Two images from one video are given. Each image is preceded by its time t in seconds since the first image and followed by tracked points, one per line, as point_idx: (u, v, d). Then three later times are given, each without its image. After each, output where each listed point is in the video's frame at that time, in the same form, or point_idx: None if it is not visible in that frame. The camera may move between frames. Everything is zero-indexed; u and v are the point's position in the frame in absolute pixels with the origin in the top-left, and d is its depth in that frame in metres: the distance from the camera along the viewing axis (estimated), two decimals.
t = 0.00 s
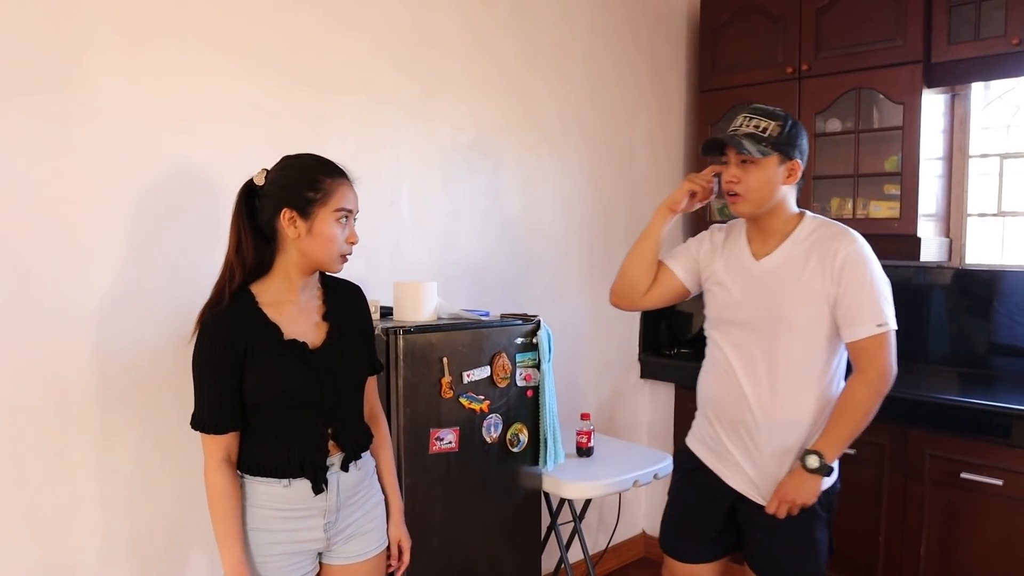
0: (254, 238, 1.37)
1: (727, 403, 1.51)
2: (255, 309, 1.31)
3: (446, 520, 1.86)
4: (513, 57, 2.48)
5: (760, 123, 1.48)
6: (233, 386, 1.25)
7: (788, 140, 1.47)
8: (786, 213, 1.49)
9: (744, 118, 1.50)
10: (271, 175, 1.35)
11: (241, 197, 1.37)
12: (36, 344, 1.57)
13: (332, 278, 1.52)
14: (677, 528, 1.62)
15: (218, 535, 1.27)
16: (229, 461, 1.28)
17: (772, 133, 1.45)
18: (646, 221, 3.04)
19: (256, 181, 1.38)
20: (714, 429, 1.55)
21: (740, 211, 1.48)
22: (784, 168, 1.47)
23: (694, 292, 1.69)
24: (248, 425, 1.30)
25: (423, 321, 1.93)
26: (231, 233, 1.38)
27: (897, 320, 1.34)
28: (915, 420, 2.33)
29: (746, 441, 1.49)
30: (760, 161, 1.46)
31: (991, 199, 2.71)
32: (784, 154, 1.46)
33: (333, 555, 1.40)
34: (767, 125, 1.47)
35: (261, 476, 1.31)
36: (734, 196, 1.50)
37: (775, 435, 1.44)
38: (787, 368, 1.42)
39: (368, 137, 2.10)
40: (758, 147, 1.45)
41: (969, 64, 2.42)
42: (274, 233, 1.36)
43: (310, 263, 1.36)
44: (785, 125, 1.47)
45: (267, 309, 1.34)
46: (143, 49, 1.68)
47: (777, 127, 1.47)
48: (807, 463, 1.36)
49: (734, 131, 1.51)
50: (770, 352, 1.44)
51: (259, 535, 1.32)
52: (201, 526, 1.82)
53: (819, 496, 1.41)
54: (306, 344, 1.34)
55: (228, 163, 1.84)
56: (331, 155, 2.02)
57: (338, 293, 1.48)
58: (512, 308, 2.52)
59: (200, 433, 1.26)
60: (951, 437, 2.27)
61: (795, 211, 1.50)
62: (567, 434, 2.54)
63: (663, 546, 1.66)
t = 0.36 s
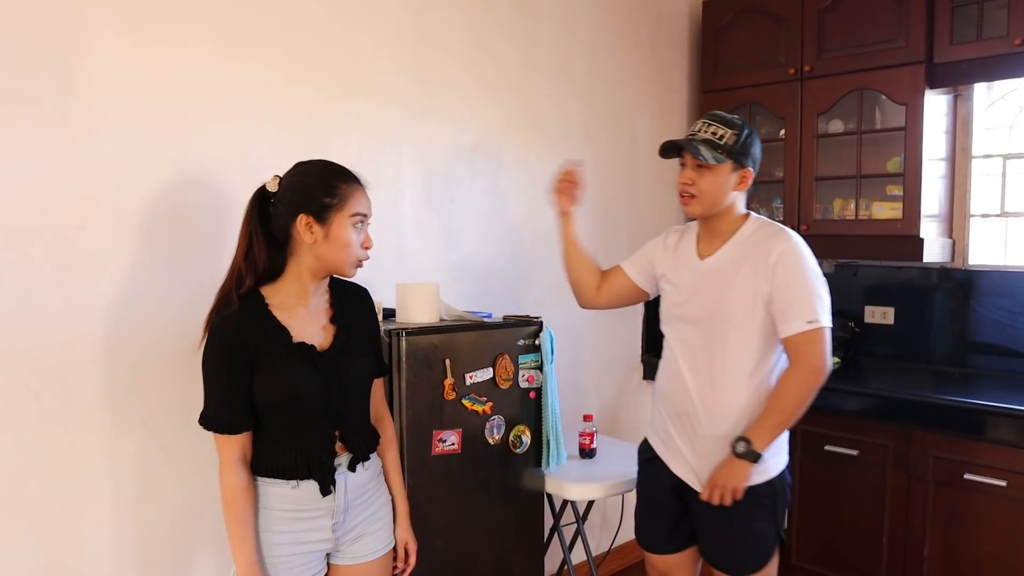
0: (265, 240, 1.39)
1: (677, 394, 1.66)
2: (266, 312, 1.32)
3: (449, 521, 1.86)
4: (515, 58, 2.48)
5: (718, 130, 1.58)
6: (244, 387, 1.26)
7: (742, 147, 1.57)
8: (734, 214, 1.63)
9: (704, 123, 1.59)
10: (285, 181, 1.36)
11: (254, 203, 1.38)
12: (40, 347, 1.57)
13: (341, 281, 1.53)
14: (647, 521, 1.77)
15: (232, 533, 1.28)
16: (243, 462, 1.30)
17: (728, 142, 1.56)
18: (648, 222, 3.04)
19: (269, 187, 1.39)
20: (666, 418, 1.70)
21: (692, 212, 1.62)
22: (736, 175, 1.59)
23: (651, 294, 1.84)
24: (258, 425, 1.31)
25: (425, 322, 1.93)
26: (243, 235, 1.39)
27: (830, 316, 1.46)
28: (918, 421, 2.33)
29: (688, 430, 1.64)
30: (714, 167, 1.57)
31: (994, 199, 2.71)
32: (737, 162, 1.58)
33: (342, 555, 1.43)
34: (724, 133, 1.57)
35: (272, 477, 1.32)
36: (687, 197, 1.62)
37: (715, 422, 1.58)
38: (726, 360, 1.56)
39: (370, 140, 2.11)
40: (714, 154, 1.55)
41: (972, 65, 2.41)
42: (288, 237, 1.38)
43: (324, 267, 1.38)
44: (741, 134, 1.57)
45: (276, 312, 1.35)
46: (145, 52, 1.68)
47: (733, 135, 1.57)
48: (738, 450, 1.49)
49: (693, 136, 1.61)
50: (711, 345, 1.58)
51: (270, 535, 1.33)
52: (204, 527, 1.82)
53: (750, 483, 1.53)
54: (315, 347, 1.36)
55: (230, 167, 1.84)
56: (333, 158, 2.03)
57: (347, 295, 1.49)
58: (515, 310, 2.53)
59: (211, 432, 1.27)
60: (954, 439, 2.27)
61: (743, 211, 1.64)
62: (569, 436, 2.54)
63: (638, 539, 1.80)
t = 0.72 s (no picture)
0: (277, 248, 1.40)
1: (658, 388, 1.84)
2: (286, 320, 1.34)
3: (454, 525, 1.86)
4: (518, 61, 2.49)
5: (688, 139, 1.77)
6: (265, 395, 1.28)
7: (710, 155, 1.77)
8: (702, 217, 1.81)
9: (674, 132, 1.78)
10: (289, 185, 1.39)
11: (259, 213, 1.39)
12: (43, 351, 1.57)
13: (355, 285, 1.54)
14: (643, 523, 1.92)
15: (262, 545, 1.29)
16: (265, 470, 1.31)
17: (698, 149, 1.75)
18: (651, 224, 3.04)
19: (274, 196, 1.40)
20: (648, 410, 1.88)
21: (663, 216, 1.79)
22: (705, 181, 1.78)
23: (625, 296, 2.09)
24: (279, 433, 1.32)
25: (428, 326, 1.93)
26: (254, 244, 1.40)
27: (795, 311, 1.64)
28: (921, 424, 2.32)
29: (670, 420, 1.81)
30: (684, 173, 1.76)
31: (998, 200, 2.70)
32: (705, 168, 1.77)
33: (359, 559, 1.42)
34: (693, 141, 1.76)
35: (292, 483, 1.34)
36: (659, 203, 1.80)
37: (692, 413, 1.76)
38: (701, 355, 1.74)
39: (373, 144, 2.11)
40: (685, 161, 1.74)
41: (975, 66, 2.41)
42: (301, 240, 1.39)
43: (342, 262, 1.40)
44: (709, 142, 1.77)
45: (297, 318, 1.37)
46: (149, 56, 1.69)
47: (702, 143, 1.76)
48: (712, 442, 1.67)
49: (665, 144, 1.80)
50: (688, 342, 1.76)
51: (296, 543, 1.36)
52: (207, 532, 1.82)
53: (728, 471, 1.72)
54: (336, 352, 1.37)
55: (234, 171, 1.84)
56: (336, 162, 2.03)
57: (366, 299, 1.51)
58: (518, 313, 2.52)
59: (233, 441, 1.28)
60: (958, 441, 2.26)
61: (711, 213, 1.83)
62: (573, 439, 2.54)
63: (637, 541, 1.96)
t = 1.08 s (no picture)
0: (281, 250, 1.41)
1: (663, 391, 1.84)
2: (294, 323, 1.34)
3: (455, 528, 1.86)
4: (520, 65, 2.49)
5: (683, 139, 1.77)
6: (277, 400, 1.29)
7: (705, 155, 1.78)
8: (700, 217, 1.81)
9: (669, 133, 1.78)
10: (297, 186, 1.38)
11: (266, 212, 1.40)
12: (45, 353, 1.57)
13: (362, 287, 1.55)
14: (651, 526, 1.92)
15: (276, 548, 1.31)
16: (277, 473, 1.32)
17: (694, 150, 1.76)
18: (653, 228, 3.03)
19: (281, 195, 1.41)
20: (654, 414, 1.89)
21: (662, 218, 1.80)
22: (701, 181, 1.79)
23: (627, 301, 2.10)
24: (292, 438, 1.33)
25: (429, 329, 1.93)
26: (258, 247, 1.41)
27: (794, 303, 1.64)
28: (922, 428, 2.32)
29: (675, 422, 1.82)
30: (681, 174, 1.76)
31: (1001, 205, 2.70)
32: (701, 169, 1.78)
33: (369, 562, 1.43)
34: (689, 142, 1.77)
35: (304, 487, 1.34)
36: (657, 204, 1.80)
37: (697, 414, 1.76)
38: (703, 354, 1.74)
39: (374, 147, 2.11)
40: (682, 162, 1.74)
41: (977, 70, 2.41)
42: (307, 243, 1.39)
43: (346, 269, 1.40)
44: (704, 142, 1.78)
45: (304, 321, 1.37)
46: (151, 59, 1.69)
47: (697, 144, 1.77)
48: (719, 441, 1.67)
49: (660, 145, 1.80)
50: (690, 342, 1.76)
51: (309, 545, 1.36)
52: (208, 535, 1.82)
53: (735, 470, 1.71)
54: (345, 355, 1.38)
55: (236, 174, 1.84)
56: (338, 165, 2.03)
57: (374, 302, 1.51)
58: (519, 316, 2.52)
59: (245, 447, 1.30)
60: (959, 446, 2.26)
61: (708, 211, 1.83)
62: (575, 443, 2.53)
63: (645, 545, 1.96)
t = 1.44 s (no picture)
0: (291, 255, 1.42)
1: (672, 396, 1.84)
2: (301, 329, 1.35)
3: (459, 532, 1.86)
4: (523, 68, 2.50)
5: (705, 136, 1.80)
6: (281, 404, 1.30)
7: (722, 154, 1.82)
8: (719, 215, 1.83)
9: (688, 131, 1.80)
10: (307, 192, 1.39)
11: (276, 218, 1.41)
12: (51, 356, 1.58)
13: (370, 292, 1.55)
14: (658, 531, 1.92)
15: (272, 554, 1.31)
16: (279, 478, 1.33)
17: (717, 147, 1.80)
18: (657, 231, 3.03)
19: (291, 201, 1.42)
20: (663, 419, 1.88)
21: (692, 215, 1.78)
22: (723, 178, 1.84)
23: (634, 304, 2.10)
24: (296, 441, 1.34)
25: (433, 332, 1.94)
26: (269, 253, 1.42)
27: (806, 311, 1.63)
28: (928, 431, 2.31)
29: (684, 428, 1.81)
30: (708, 170, 1.79)
31: (1007, 206, 2.69)
32: (722, 166, 1.82)
33: (377, 566, 1.44)
34: (710, 139, 1.80)
35: (309, 491, 1.35)
36: (685, 201, 1.79)
37: (706, 420, 1.76)
38: (713, 361, 1.74)
39: (378, 151, 2.12)
40: (711, 157, 1.77)
41: (982, 72, 2.40)
42: (316, 248, 1.40)
43: (357, 274, 1.40)
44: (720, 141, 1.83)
45: (312, 326, 1.38)
46: (156, 65, 1.70)
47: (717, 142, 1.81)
48: (728, 448, 1.66)
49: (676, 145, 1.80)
50: (700, 348, 1.76)
51: (310, 549, 1.37)
52: (212, 539, 1.82)
53: (744, 477, 1.71)
54: (352, 360, 1.38)
55: (240, 179, 1.85)
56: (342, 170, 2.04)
57: (381, 306, 1.51)
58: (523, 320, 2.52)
59: (249, 450, 1.30)
60: (965, 448, 2.25)
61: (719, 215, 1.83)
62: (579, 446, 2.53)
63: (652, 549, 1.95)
